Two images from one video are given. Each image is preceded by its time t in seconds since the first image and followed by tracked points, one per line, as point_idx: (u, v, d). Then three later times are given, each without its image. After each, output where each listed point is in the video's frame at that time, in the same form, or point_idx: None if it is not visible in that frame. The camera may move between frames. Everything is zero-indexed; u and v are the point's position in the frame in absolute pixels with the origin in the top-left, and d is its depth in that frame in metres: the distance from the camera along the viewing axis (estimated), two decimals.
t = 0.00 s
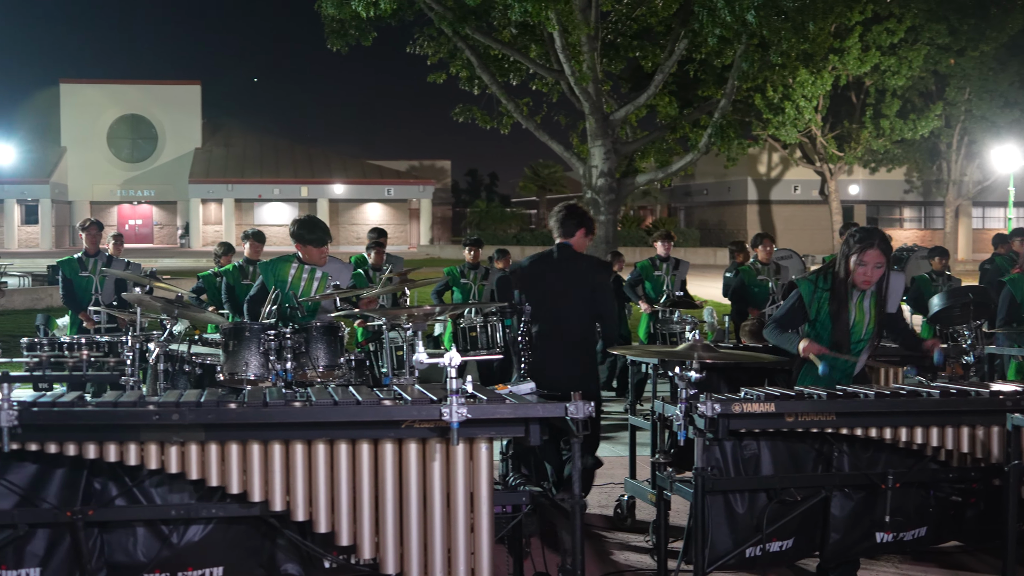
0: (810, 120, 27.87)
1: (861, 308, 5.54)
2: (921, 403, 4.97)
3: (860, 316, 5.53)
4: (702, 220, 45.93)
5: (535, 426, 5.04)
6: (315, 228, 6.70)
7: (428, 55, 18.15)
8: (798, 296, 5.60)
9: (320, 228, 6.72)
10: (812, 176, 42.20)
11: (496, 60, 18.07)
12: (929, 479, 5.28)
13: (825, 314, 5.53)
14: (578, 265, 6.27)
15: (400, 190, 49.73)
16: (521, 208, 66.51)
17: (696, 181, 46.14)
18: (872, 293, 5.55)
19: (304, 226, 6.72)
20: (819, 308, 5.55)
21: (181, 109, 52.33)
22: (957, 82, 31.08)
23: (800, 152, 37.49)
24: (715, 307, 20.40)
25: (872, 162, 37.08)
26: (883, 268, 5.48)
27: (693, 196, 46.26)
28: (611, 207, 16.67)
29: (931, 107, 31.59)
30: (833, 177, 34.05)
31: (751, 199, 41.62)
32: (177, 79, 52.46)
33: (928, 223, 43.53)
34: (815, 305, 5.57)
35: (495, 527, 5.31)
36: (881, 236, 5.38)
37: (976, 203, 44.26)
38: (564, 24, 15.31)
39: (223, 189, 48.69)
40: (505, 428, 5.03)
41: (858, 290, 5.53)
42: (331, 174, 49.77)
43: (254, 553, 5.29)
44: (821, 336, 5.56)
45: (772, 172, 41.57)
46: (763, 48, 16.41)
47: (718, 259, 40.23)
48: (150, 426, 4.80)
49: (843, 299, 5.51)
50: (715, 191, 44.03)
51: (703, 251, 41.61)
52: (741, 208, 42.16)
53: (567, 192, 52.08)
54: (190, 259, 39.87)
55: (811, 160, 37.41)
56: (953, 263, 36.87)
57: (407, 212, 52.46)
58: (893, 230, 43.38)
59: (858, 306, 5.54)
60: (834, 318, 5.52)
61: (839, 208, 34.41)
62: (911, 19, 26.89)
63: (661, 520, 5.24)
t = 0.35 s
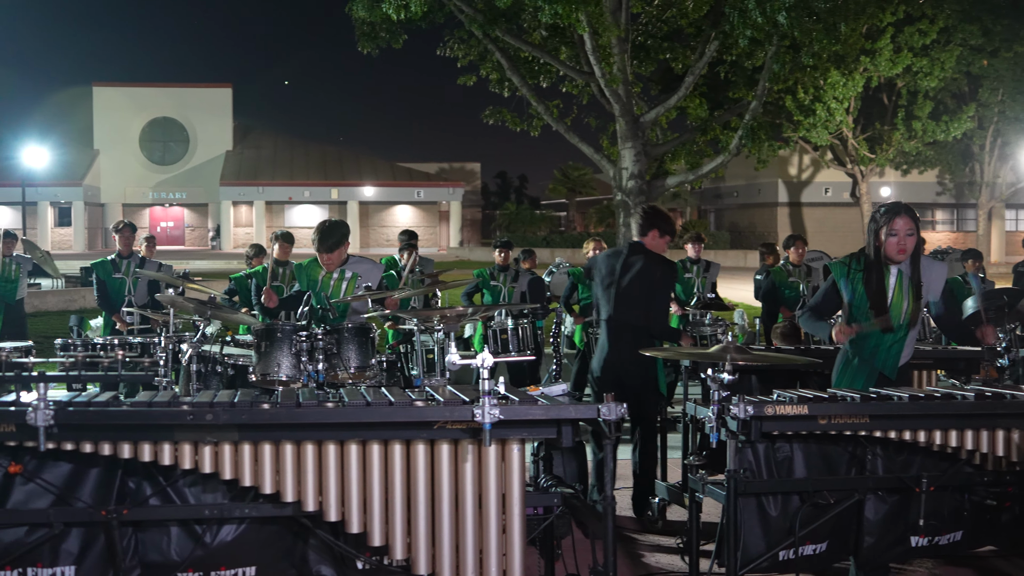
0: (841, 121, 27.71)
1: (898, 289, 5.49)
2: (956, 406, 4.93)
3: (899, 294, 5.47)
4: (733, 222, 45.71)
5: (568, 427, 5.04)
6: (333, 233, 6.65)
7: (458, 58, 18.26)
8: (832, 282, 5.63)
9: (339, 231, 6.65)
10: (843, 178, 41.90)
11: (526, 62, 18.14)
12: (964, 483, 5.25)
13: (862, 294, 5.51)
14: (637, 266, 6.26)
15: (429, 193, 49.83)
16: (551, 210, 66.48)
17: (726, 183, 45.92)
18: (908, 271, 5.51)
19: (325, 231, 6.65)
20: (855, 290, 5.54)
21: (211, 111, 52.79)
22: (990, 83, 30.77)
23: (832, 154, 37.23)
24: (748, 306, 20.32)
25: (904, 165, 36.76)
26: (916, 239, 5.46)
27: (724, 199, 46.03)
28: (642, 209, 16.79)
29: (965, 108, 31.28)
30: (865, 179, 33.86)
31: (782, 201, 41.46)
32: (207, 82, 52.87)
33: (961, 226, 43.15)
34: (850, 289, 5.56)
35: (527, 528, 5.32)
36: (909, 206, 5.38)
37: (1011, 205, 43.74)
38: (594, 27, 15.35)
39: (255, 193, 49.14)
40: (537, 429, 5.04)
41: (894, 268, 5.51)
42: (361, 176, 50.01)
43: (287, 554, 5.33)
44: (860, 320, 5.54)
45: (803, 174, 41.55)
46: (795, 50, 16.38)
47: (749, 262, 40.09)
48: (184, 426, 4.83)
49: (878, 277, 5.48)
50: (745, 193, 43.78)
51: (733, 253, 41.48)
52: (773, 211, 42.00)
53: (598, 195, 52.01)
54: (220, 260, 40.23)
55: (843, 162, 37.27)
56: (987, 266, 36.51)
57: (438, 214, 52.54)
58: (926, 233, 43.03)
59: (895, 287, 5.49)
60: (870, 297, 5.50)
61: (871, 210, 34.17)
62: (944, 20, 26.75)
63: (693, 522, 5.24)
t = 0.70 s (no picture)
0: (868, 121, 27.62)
1: (919, 308, 5.45)
2: (986, 407, 4.89)
3: (922, 313, 5.44)
4: (759, 224, 45.51)
5: (593, 426, 5.01)
6: (358, 231, 6.81)
7: (484, 58, 18.29)
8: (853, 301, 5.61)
9: (365, 229, 6.82)
10: (871, 179, 41.65)
11: (552, 62, 18.20)
12: (994, 484, 5.21)
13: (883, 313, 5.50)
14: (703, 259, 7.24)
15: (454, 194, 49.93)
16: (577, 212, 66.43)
17: (753, 185, 45.73)
18: (929, 294, 5.47)
19: (351, 229, 6.82)
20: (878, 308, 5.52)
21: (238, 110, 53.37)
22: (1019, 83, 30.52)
23: (859, 154, 37.03)
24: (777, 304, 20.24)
25: (932, 165, 36.51)
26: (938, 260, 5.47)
27: (750, 200, 45.83)
28: (667, 209, 16.83)
29: (995, 108, 31.04)
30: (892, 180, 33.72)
31: (809, 202, 41.29)
32: (232, 85, 53.22)
33: (990, 227, 42.76)
34: (872, 309, 5.55)
35: (552, 528, 5.31)
36: (932, 226, 5.41)
37: None
38: (620, 27, 15.39)
39: (282, 194, 49.44)
40: (563, 428, 5.02)
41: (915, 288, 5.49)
42: (386, 178, 50.20)
43: (312, 552, 5.33)
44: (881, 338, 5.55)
45: (830, 175, 41.29)
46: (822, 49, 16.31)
47: (775, 263, 39.94)
48: (211, 425, 4.86)
49: (900, 297, 5.46)
50: (772, 194, 43.58)
51: (759, 254, 41.36)
52: (799, 212, 41.82)
53: (623, 196, 51.92)
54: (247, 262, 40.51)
55: (870, 163, 37.13)
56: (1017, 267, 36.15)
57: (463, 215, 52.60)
58: (954, 234, 42.71)
59: (917, 307, 5.44)
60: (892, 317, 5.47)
61: (898, 211, 33.97)
62: (973, 20, 26.63)
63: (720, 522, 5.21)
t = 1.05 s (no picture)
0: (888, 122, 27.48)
1: (947, 297, 5.48)
2: (1006, 408, 4.86)
3: (947, 305, 5.46)
4: (778, 224, 45.33)
5: (612, 426, 5.00)
6: (386, 229, 6.78)
7: (502, 58, 18.28)
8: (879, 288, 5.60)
9: (392, 227, 6.81)
10: (891, 179, 41.45)
11: (570, 62, 18.21)
12: (1015, 485, 5.18)
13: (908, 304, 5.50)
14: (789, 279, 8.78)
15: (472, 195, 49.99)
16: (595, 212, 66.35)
17: (771, 185, 45.55)
18: (959, 282, 5.49)
19: (379, 226, 6.80)
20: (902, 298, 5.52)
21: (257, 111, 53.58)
22: None
23: (878, 155, 36.85)
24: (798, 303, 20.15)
25: (953, 165, 36.26)
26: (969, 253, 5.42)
27: (768, 200, 45.64)
28: (686, 209, 16.85)
29: (1017, 107, 30.80)
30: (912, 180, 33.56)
31: (828, 202, 41.10)
32: (250, 86, 53.40)
33: (1011, 227, 42.45)
34: (899, 296, 5.53)
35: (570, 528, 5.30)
36: (964, 224, 5.31)
37: None
38: (639, 26, 15.34)
39: (300, 194, 49.59)
40: (581, 428, 5.02)
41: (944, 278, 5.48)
42: (404, 178, 50.26)
43: (330, 552, 5.34)
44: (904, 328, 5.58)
45: (849, 175, 41.13)
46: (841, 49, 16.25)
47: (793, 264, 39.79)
48: (229, 424, 4.87)
49: (927, 290, 5.46)
50: (791, 195, 43.39)
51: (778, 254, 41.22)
52: (818, 213, 41.63)
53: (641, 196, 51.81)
54: (265, 261, 40.67)
55: (890, 163, 37.00)
56: None
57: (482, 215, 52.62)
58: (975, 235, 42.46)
59: (945, 297, 5.48)
60: (918, 308, 5.48)
61: (918, 211, 33.79)
62: (994, 19, 26.47)
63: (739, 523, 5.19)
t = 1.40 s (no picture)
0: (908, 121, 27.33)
1: (975, 290, 5.43)
2: None
3: (975, 291, 5.42)
4: (798, 223, 45.11)
5: (631, 424, 5.00)
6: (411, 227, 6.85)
7: (522, 57, 18.32)
8: (907, 290, 5.61)
9: (415, 225, 6.86)
10: (912, 178, 41.23)
11: (590, 61, 18.20)
12: None
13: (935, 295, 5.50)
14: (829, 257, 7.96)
15: (491, 194, 50.02)
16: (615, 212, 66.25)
17: (791, 184, 45.36)
18: (986, 274, 5.45)
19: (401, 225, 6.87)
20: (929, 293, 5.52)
21: (276, 112, 53.85)
22: None
23: (900, 154, 36.63)
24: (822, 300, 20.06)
25: (975, 164, 35.99)
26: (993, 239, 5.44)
27: (789, 199, 45.41)
28: (706, 208, 16.77)
29: None
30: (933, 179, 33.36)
31: (848, 202, 40.86)
32: (268, 87, 53.61)
33: None
34: (926, 294, 5.54)
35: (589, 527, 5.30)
36: (983, 205, 5.38)
37: None
38: (658, 24, 15.31)
39: (319, 194, 49.70)
40: (600, 426, 5.01)
41: (971, 270, 5.47)
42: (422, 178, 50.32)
43: (348, 550, 5.35)
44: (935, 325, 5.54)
45: (870, 174, 40.73)
46: (862, 47, 16.17)
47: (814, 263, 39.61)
48: (249, 422, 4.90)
49: (953, 279, 5.46)
50: (811, 194, 43.18)
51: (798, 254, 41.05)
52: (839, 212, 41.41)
53: (661, 196, 51.68)
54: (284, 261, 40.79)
55: (911, 162, 36.78)
56: None
57: (500, 215, 52.63)
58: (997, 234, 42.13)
59: (973, 289, 5.44)
60: (946, 298, 5.47)
61: (939, 211, 33.59)
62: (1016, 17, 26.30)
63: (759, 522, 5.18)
